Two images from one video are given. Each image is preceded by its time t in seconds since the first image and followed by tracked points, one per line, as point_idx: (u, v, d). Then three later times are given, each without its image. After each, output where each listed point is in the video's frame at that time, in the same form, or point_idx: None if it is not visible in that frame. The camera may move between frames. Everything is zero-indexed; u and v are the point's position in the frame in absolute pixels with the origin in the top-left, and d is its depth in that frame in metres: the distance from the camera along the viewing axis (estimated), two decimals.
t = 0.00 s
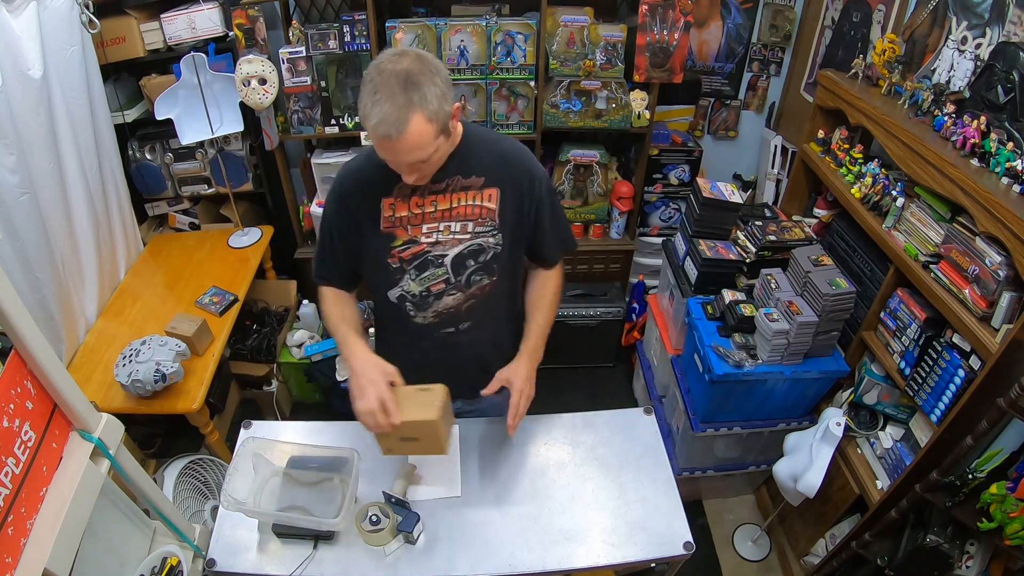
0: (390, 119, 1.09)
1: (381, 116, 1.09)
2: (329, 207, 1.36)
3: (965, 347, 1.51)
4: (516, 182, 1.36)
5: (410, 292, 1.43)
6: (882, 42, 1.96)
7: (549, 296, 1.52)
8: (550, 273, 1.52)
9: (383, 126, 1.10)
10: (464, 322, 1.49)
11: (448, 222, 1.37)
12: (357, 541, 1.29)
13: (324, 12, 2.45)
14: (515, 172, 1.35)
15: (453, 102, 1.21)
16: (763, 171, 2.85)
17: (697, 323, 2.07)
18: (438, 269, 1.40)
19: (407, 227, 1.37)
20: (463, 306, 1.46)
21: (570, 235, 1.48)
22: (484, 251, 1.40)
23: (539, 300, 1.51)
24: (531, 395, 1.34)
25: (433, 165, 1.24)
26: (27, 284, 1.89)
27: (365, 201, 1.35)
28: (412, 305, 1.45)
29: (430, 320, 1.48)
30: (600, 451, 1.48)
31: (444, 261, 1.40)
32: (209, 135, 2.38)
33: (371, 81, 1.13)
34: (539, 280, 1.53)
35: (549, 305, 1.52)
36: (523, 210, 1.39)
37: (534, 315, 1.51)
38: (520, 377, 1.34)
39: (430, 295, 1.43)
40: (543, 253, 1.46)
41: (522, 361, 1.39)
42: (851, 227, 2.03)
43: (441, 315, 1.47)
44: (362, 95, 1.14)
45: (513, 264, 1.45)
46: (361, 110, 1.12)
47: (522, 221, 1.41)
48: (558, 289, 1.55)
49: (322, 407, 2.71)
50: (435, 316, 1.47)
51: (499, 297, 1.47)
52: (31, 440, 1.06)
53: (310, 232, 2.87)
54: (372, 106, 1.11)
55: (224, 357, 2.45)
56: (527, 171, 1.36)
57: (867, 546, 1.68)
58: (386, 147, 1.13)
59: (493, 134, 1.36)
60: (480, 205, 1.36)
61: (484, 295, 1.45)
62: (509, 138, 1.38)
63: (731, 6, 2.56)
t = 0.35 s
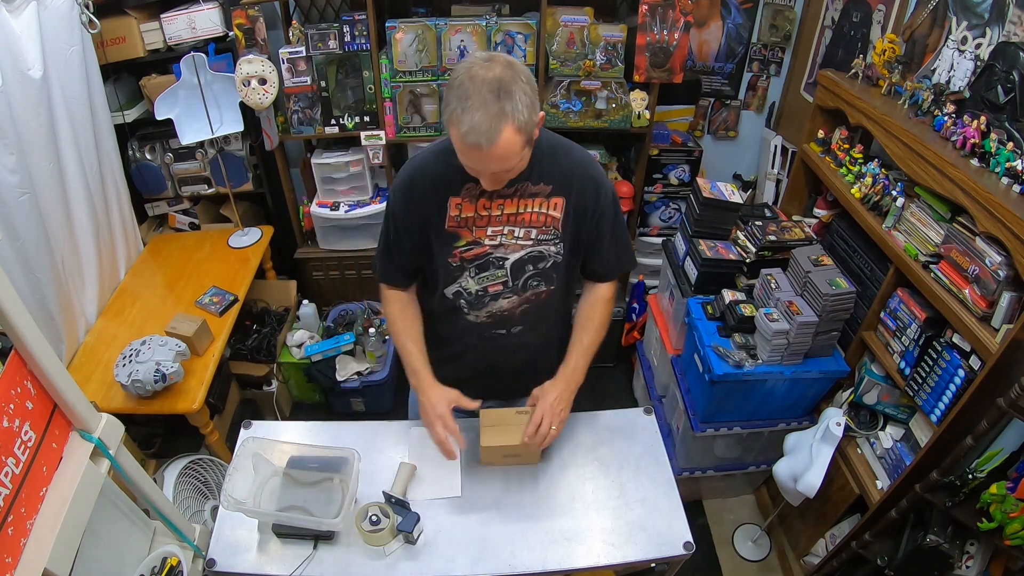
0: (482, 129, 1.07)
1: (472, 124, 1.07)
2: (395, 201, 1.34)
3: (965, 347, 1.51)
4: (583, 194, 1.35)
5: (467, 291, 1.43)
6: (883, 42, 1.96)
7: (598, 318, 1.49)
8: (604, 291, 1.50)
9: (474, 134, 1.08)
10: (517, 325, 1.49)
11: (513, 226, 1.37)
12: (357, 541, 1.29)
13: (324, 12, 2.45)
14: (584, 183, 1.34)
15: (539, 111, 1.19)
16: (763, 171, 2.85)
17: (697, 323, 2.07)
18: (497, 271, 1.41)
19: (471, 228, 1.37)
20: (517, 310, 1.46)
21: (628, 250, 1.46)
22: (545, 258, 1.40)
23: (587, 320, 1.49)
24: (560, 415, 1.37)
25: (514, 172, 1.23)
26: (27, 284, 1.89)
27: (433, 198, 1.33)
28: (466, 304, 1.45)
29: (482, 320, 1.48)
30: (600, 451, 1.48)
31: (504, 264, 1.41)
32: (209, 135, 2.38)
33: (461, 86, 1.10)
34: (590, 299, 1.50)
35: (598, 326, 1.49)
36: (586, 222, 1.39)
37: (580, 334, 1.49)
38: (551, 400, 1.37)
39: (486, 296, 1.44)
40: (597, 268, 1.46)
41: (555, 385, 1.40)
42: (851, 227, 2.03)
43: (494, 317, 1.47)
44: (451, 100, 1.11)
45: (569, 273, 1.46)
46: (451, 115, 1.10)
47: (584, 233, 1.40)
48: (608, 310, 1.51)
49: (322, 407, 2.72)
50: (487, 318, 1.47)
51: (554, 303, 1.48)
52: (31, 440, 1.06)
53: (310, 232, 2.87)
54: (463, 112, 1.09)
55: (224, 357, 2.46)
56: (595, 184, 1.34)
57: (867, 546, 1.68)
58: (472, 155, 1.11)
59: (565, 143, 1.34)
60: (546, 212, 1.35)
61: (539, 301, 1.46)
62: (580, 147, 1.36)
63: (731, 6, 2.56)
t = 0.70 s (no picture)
0: (486, 130, 1.07)
1: (477, 126, 1.07)
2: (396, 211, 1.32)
3: (965, 347, 1.51)
4: (585, 191, 1.35)
5: (474, 297, 1.44)
6: (882, 42, 1.96)
7: (610, 314, 1.49)
8: (612, 285, 1.48)
9: (479, 136, 1.07)
10: (526, 327, 1.50)
11: (516, 229, 1.37)
12: (357, 542, 1.29)
13: (325, 12, 2.44)
14: (585, 180, 1.34)
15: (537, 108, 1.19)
16: (763, 171, 2.85)
17: (697, 323, 2.07)
18: (503, 275, 1.42)
19: (474, 233, 1.37)
20: (525, 313, 1.48)
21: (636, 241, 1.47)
22: (550, 258, 1.41)
23: (599, 318, 1.48)
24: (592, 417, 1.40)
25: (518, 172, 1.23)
26: (27, 284, 1.89)
27: (434, 205, 1.33)
28: (474, 310, 1.46)
29: (490, 325, 1.49)
30: (600, 451, 1.48)
31: (510, 267, 1.41)
32: (209, 135, 2.38)
33: (459, 90, 1.10)
34: (600, 297, 1.49)
35: (611, 323, 1.49)
36: (590, 217, 1.39)
37: (593, 332, 1.49)
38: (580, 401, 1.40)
39: (493, 301, 1.45)
40: (604, 262, 1.44)
41: (581, 385, 1.42)
42: (851, 227, 2.03)
43: (503, 320, 1.48)
44: (451, 105, 1.11)
45: (575, 272, 1.47)
46: (453, 120, 1.10)
47: (588, 229, 1.41)
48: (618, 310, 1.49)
49: (322, 407, 2.71)
50: (496, 322, 1.48)
51: (561, 302, 1.49)
52: (31, 440, 1.06)
53: (310, 232, 2.87)
54: (465, 115, 1.08)
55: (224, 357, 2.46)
56: (597, 180, 1.35)
57: (867, 546, 1.68)
58: (480, 157, 1.10)
59: (563, 140, 1.34)
60: (548, 212, 1.36)
61: (547, 301, 1.48)
62: (580, 146, 1.36)
63: (731, 6, 2.56)
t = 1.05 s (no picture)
0: (483, 144, 1.07)
1: (472, 141, 1.06)
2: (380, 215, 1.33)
3: (965, 347, 1.51)
4: (575, 194, 1.35)
5: (461, 304, 1.44)
6: (882, 42, 1.96)
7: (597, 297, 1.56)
8: (599, 277, 1.56)
9: (477, 150, 1.07)
10: (515, 333, 1.50)
11: (504, 234, 1.37)
12: (357, 542, 1.29)
13: (325, 12, 2.44)
14: (575, 182, 1.34)
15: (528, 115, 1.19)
16: (763, 171, 2.85)
17: (697, 324, 2.07)
18: (491, 280, 1.42)
19: (461, 238, 1.36)
20: (514, 318, 1.48)
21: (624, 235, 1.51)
22: (539, 262, 1.42)
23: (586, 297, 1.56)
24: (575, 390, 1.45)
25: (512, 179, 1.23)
26: (27, 284, 1.89)
27: (418, 210, 1.32)
28: (462, 316, 1.46)
29: (478, 331, 1.49)
30: (600, 451, 1.48)
31: (498, 272, 1.41)
32: (209, 135, 2.38)
33: (450, 105, 1.09)
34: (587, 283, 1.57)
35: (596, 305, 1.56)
36: (578, 219, 1.40)
37: (579, 310, 1.56)
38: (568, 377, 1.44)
39: (481, 307, 1.44)
40: (598, 257, 1.51)
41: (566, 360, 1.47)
42: (851, 227, 2.03)
43: (492, 327, 1.48)
44: (443, 119, 1.10)
45: (564, 276, 1.48)
46: (448, 134, 1.09)
47: (577, 230, 1.42)
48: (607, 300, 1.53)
49: (322, 407, 2.71)
50: (485, 328, 1.48)
51: (550, 306, 1.50)
52: (31, 440, 1.06)
53: (310, 232, 2.87)
54: (460, 129, 1.07)
55: (224, 357, 2.46)
56: (586, 182, 1.35)
57: (867, 546, 1.68)
58: (477, 170, 1.10)
59: (551, 143, 1.34)
60: (537, 217, 1.36)
61: (537, 307, 1.48)
62: (568, 148, 1.36)
63: (731, 5, 2.55)
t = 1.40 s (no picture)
0: (516, 175, 1.05)
1: (504, 172, 1.05)
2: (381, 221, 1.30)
3: (965, 347, 1.51)
4: (577, 204, 1.35)
5: (461, 306, 1.45)
6: (882, 42, 1.96)
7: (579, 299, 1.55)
8: (587, 286, 1.55)
9: (510, 181, 1.06)
10: (512, 335, 1.55)
11: (507, 242, 1.36)
12: (357, 542, 1.29)
13: (325, 12, 2.44)
14: (578, 192, 1.33)
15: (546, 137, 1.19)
16: (763, 171, 2.85)
17: (697, 324, 2.07)
18: (492, 285, 1.43)
19: (465, 246, 1.35)
20: (512, 321, 1.51)
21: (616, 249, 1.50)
22: (539, 269, 1.43)
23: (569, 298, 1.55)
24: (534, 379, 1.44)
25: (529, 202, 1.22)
26: (27, 284, 1.89)
27: (422, 217, 1.29)
28: (461, 319, 1.48)
29: (476, 333, 1.52)
30: (600, 451, 1.48)
31: (499, 278, 1.42)
32: (209, 135, 2.38)
33: (478, 135, 1.07)
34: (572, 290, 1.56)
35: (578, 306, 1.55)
36: (578, 227, 1.40)
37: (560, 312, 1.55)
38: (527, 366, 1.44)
39: (481, 310, 1.47)
40: (590, 268, 1.51)
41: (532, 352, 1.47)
42: (851, 227, 2.03)
43: (490, 329, 1.52)
44: (471, 148, 1.08)
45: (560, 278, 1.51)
46: (479, 164, 1.07)
47: (575, 237, 1.43)
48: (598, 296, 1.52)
49: (322, 407, 2.71)
50: (483, 330, 1.51)
51: (546, 308, 1.53)
52: (31, 440, 1.06)
53: (310, 232, 2.87)
54: (491, 160, 1.05)
55: (224, 357, 2.46)
56: (588, 191, 1.34)
57: (867, 546, 1.68)
58: (508, 200, 1.09)
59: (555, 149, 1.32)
60: (540, 225, 1.34)
61: (533, 310, 1.51)
62: (571, 156, 1.34)
63: (730, 6, 2.55)
